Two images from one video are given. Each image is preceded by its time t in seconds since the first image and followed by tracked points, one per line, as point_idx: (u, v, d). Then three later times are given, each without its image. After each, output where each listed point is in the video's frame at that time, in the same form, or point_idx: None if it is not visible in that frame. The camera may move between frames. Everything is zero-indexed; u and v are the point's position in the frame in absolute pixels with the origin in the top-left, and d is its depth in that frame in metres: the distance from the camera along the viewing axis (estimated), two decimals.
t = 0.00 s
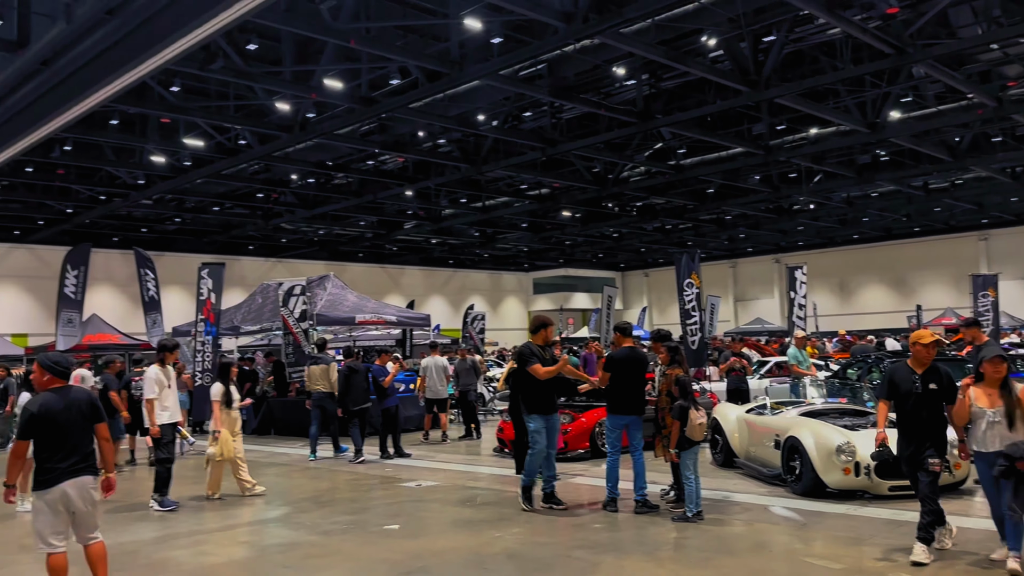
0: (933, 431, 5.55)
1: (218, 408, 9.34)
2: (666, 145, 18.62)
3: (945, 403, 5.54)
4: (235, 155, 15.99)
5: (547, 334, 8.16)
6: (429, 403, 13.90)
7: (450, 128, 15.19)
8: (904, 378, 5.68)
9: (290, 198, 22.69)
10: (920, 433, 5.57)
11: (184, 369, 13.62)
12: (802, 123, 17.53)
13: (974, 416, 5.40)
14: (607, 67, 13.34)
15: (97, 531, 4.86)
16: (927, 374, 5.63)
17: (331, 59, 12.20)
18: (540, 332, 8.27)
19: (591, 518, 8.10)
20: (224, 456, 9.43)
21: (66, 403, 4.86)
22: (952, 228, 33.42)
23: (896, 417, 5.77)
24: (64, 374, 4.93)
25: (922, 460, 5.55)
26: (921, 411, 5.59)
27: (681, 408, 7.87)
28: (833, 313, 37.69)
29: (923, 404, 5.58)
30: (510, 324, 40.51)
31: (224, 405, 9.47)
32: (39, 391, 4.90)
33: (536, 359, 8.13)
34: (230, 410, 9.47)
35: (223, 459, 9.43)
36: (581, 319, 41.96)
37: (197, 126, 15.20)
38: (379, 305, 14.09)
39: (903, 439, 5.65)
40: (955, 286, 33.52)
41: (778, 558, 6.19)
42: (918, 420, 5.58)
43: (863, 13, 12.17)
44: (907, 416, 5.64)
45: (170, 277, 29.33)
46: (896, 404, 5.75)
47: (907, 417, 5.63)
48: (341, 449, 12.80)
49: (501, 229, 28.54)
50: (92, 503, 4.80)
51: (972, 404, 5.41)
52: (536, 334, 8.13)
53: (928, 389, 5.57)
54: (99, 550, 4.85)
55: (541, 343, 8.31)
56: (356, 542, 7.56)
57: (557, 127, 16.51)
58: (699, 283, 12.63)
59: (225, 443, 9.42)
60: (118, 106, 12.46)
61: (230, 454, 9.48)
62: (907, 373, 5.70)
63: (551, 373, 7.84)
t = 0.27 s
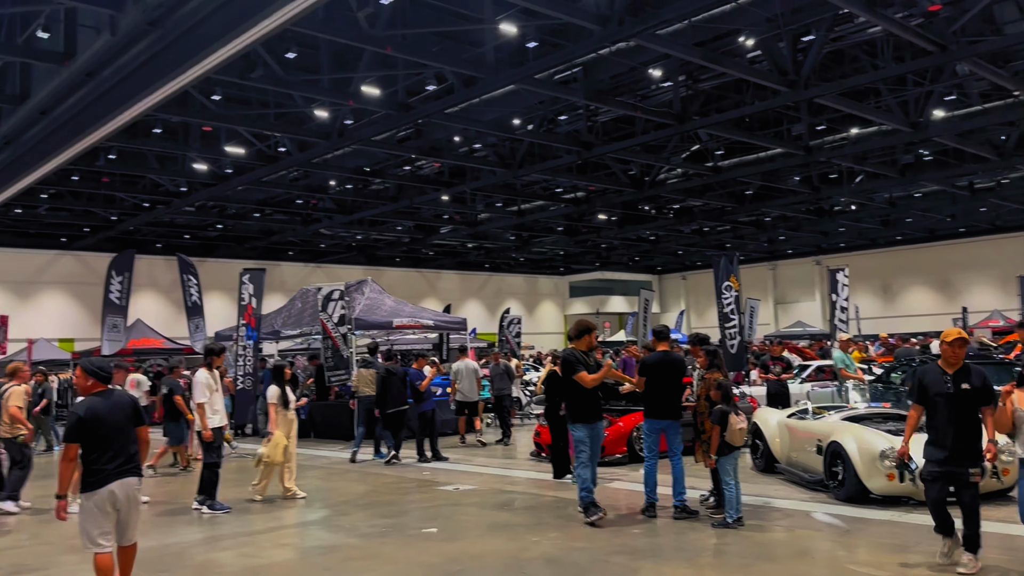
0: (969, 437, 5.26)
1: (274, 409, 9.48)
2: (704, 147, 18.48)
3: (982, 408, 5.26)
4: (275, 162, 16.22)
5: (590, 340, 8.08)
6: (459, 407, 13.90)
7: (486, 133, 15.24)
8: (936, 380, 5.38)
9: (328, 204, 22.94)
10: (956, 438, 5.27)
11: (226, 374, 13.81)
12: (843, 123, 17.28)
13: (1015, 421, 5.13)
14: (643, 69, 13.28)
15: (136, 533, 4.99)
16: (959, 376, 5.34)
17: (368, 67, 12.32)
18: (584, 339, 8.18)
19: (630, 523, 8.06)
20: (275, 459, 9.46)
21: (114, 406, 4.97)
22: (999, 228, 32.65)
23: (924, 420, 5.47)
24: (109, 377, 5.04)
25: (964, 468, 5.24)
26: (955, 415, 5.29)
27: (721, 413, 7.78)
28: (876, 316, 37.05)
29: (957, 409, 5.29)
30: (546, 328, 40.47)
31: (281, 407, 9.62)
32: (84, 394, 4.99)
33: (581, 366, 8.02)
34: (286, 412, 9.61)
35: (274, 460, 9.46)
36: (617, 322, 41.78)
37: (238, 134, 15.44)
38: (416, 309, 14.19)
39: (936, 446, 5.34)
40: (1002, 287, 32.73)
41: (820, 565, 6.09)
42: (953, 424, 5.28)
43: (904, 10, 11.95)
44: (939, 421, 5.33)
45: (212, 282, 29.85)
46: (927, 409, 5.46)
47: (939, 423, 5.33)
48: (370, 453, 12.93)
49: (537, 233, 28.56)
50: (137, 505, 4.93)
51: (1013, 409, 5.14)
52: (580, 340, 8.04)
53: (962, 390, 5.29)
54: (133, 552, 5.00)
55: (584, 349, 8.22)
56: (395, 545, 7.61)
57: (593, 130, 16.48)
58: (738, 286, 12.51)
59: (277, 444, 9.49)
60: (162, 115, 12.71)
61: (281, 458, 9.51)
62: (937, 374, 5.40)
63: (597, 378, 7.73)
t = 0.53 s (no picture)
0: (1001, 450, 5.02)
1: (324, 413, 9.65)
2: (742, 149, 18.31)
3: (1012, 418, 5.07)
4: (314, 169, 16.42)
5: (634, 343, 7.85)
6: (496, 412, 13.94)
7: (522, 138, 15.28)
8: (961, 392, 5.16)
9: (366, 210, 23.16)
10: (989, 452, 5.01)
11: (267, 379, 14.00)
12: (885, 123, 17.00)
13: None
14: (680, 71, 13.22)
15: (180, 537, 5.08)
16: (985, 386, 5.12)
17: (406, 73, 12.42)
18: (626, 342, 7.99)
19: (669, 529, 8.00)
20: (329, 461, 9.59)
21: (161, 409, 5.08)
22: None
23: (949, 435, 5.24)
24: (154, 383, 5.15)
25: (994, 484, 4.98)
26: (985, 428, 5.05)
27: (761, 418, 7.69)
28: (920, 319, 36.34)
29: (988, 422, 5.05)
30: (583, 332, 40.36)
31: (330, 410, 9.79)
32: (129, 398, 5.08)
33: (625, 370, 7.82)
34: (334, 415, 9.80)
35: (328, 462, 9.59)
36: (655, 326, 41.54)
37: (278, 142, 15.66)
38: (453, 313, 14.24)
39: (967, 461, 5.08)
40: None
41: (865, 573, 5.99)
42: (980, 439, 5.04)
43: (948, 8, 11.73)
44: (965, 434, 5.11)
45: (253, 288, 30.30)
46: (952, 423, 5.21)
47: (966, 436, 5.08)
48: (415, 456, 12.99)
49: (573, 237, 28.52)
50: (182, 507, 5.02)
51: None
52: (624, 342, 7.81)
53: (989, 402, 5.07)
54: (176, 557, 5.07)
55: (626, 353, 8.01)
56: (433, 548, 7.64)
57: (630, 133, 16.43)
58: (778, 290, 12.38)
59: (330, 447, 9.61)
60: (205, 124, 12.97)
61: (334, 460, 9.64)
62: (962, 386, 5.16)
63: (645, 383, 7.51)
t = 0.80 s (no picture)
0: None
1: (372, 418, 9.66)
2: (782, 151, 18.10)
3: None
4: (352, 176, 16.58)
5: (684, 348, 7.49)
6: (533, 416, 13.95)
7: (558, 142, 15.28)
8: (977, 398, 4.62)
9: (403, 216, 23.33)
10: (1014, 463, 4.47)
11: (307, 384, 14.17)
12: (928, 123, 16.68)
13: None
14: (718, 74, 13.12)
15: (231, 537, 5.10)
16: (1007, 391, 4.56)
17: (442, 80, 12.51)
18: (675, 345, 7.59)
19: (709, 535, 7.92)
20: (379, 466, 9.70)
21: (206, 413, 5.13)
22: None
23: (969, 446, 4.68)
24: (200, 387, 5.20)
25: (1018, 498, 4.45)
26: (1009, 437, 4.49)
27: (804, 423, 7.53)
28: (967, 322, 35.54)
29: (1010, 430, 4.49)
30: (620, 337, 40.17)
31: (377, 415, 9.81)
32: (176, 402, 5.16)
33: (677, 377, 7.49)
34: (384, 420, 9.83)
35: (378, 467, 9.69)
36: (693, 330, 41.19)
37: (317, 150, 15.83)
38: (490, 319, 14.27)
39: (990, 474, 4.54)
40: None
41: None
42: (1003, 448, 4.50)
43: (994, 5, 11.50)
44: (987, 444, 4.56)
45: (292, 294, 30.68)
46: (972, 433, 4.66)
47: (987, 445, 4.56)
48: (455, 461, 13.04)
49: (610, 241, 28.41)
50: (229, 509, 5.05)
51: None
52: (673, 347, 7.47)
53: (1012, 409, 4.50)
54: (233, 557, 5.07)
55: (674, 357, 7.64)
56: (472, 553, 7.66)
57: (667, 137, 16.34)
58: (820, 293, 12.27)
59: (378, 452, 9.71)
60: (246, 133, 13.20)
61: (383, 464, 9.76)
62: (979, 393, 4.62)
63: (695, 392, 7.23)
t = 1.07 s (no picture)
0: None
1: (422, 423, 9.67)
2: (821, 152, 17.87)
3: None
4: (388, 183, 16.71)
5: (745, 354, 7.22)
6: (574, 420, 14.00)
7: (593, 147, 15.24)
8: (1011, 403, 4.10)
9: (439, 222, 23.45)
10: None
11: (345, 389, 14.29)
12: (973, 122, 16.34)
13: None
14: (755, 75, 13.00)
15: (283, 540, 5.04)
16: None
17: (478, 86, 12.57)
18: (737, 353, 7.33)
19: (750, 542, 7.81)
20: (423, 471, 9.76)
21: (250, 417, 5.13)
22: None
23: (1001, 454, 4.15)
24: (245, 391, 5.21)
25: None
26: None
27: (846, 429, 7.40)
28: (1014, 326, 34.68)
29: None
30: (657, 342, 39.91)
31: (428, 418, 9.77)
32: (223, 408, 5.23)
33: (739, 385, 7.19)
34: (431, 425, 9.81)
35: (423, 472, 9.76)
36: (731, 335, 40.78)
37: (354, 157, 15.97)
38: (526, 324, 14.27)
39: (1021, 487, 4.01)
40: None
41: None
42: None
43: None
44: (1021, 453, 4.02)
45: (330, 300, 30.99)
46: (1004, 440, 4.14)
47: (1017, 451, 4.04)
48: (492, 466, 13.02)
49: (646, 245, 28.27)
50: (274, 512, 5.01)
51: None
52: (734, 354, 7.23)
53: None
54: (285, 559, 4.99)
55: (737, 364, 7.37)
56: (509, 558, 7.66)
57: (703, 139, 16.22)
58: (863, 297, 12.10)
59: (424, 457, 9.75)
60: (285, 142, 13.40)
61: (428, 471, 9.76)
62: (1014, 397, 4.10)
63: (758, 398, 6.94)
